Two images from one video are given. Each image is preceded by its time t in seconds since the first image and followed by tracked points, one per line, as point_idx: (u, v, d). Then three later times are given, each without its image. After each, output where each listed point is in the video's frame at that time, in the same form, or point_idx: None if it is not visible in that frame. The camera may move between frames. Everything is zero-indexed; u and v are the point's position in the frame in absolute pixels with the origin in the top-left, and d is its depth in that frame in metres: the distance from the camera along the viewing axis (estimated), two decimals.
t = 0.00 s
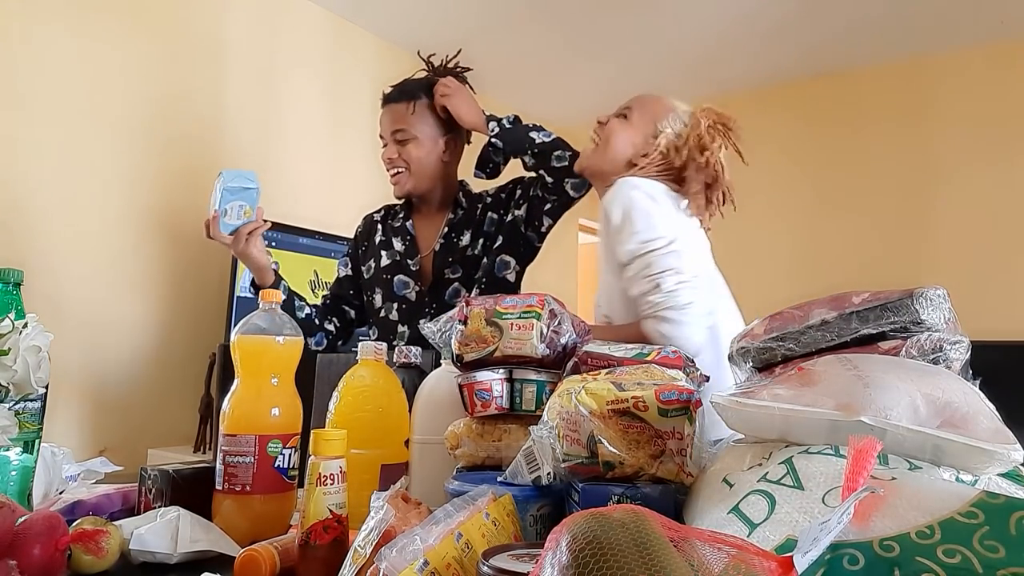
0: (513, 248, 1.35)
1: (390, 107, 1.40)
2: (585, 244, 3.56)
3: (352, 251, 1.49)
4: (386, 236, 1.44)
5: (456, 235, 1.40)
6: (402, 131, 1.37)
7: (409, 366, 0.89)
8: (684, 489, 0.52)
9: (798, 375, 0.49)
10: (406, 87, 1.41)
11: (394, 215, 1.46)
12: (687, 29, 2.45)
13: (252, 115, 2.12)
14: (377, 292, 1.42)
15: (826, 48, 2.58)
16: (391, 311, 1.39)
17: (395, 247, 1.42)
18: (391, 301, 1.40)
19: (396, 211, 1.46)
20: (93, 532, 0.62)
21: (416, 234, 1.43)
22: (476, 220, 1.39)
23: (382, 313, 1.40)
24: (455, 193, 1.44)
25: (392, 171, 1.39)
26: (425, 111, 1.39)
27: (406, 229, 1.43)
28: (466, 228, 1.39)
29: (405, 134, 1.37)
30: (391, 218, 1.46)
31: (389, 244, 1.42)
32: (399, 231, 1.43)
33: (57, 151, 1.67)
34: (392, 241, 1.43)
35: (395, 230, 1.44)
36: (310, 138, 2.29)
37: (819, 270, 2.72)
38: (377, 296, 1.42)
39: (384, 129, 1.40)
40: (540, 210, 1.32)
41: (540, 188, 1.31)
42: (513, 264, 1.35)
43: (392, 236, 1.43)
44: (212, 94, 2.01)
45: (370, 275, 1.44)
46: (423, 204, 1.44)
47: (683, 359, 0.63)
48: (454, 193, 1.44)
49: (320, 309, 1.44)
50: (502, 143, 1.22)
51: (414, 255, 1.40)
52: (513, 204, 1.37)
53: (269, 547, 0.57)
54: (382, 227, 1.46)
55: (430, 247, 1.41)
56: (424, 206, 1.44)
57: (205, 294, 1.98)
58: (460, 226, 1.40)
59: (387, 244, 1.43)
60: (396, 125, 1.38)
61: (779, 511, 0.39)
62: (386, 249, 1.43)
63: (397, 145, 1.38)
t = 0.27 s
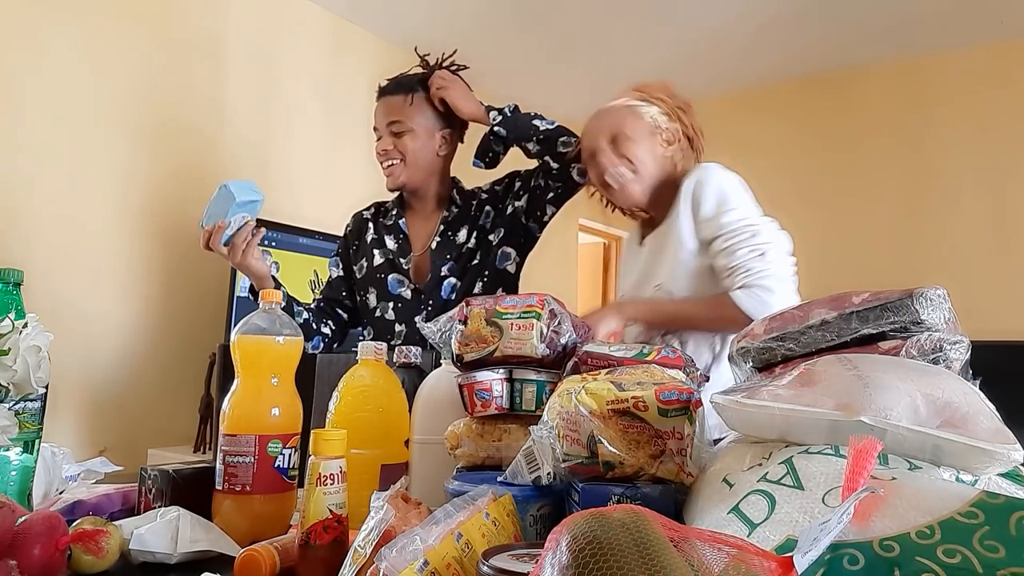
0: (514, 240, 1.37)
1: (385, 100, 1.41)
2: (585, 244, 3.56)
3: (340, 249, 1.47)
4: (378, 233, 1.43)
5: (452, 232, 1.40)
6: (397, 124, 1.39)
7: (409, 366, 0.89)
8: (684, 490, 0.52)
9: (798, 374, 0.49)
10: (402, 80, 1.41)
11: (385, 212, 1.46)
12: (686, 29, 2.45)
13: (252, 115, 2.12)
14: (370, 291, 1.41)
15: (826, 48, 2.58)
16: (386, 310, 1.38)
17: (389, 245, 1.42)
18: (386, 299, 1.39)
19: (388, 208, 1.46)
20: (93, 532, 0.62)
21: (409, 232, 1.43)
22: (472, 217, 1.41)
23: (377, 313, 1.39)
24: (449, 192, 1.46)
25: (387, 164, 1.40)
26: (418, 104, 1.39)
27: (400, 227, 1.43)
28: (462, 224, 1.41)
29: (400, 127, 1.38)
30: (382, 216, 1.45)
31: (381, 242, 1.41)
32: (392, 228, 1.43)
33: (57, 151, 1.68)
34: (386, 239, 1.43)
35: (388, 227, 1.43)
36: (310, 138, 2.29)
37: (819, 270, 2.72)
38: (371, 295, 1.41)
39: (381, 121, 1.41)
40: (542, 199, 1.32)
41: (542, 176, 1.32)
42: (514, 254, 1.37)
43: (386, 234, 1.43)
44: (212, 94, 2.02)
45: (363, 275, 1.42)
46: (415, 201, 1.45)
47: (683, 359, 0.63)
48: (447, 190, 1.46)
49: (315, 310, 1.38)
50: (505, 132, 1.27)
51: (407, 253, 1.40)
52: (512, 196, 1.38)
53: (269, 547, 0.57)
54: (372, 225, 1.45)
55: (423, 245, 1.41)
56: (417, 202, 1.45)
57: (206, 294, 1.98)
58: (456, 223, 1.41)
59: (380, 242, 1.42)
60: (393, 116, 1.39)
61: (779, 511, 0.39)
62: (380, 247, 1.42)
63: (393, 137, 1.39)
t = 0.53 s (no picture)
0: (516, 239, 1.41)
1: (394, 94, 1.40)
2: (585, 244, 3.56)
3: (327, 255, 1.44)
4: (367, 236, 1.41)
5: (447, 229, 1.40)
6: (412, 119, 1.38)
7: (409, 366, 0.89)
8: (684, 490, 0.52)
9: (798, 375, 0.49)
10: (409, 77, 1.41)
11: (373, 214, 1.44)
12: (687, 29, 2.45)
13: (252, 115, 2.12)
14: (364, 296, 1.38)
15: (826, 48, 2.58)
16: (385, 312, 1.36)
17: (381, 247, 1.40)
18: (383, 302, 1.36)
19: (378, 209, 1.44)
20: (93, 532, 0.62)
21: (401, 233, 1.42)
22: (468, 215, 1.42)
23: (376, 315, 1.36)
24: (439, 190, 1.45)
25: (398, 159, 1.37)
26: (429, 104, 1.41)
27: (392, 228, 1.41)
28: (457, 221, 1.41)
29: (415, 122, 1.38)
30: (371, 219, 1.44)
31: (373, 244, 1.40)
32: (382, 230, 1.41)
33: (57, 151, 1.68)
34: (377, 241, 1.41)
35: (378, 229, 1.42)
36: (310, 138, 2.29)
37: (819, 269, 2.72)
38: (366, 299, 1.38)
39: (403, 111, 1.38)
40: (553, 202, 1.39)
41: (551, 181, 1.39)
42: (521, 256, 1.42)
43: (376, 236, 1.41)
44: (212, 94, 2.02)
45: (356, 280, 1.39)
46: (404, 198, 1.43)
47: (683, 359, 0.63)
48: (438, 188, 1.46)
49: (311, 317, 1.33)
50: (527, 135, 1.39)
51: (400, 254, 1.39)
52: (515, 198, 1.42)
53: (269, 547, 0.57)
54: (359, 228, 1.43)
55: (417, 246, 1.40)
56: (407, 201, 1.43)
57: (206, 293, 1.98)
58: (450, 219, 1.41)
59: (371, 245, 1.41)
60: (409, 112, 1.38)
61: (779, 512, 0.39)
62: (371, 250, 1.40)
63: (405, 133, 1.37)
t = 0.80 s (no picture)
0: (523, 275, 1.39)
1: (405, 90, 1.37)
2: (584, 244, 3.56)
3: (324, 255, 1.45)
4: (363, 237, 1.43)
5: (448, 234, 1.42)
6: (425, 118, 1.37)
7: (409, 366, 0.89)
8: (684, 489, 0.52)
9: (798, 375, 0.49)
10: (417, 76, 1.40)
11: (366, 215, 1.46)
12: (687, 29, 2.45)
13: (252, 116, 2.12)
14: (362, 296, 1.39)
15: (826, 48, 2.58)
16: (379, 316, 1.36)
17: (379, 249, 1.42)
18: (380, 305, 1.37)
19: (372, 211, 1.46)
20: (93, 532, 0.62)
21: (397, 232, 1.43)
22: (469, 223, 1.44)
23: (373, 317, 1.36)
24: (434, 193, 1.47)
25: (411, 155, 1.35)
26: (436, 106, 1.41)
27: (384, 227, 1.43)
28: (459, 227, 1.43)
29: (428, 121, 1.37)
30: (365, 220, 1.45)
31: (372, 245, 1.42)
32: (376, 230, 1.43)
33: (56, 151, 1.68)
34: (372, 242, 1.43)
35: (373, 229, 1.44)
36: (311, 138, 2.30)
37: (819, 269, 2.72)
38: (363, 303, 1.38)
39: (413, 108, 1.35)
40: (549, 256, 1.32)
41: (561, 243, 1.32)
42: (518, 288, 1.40)
43: (372, 236, 1.43)
44: (211, 93, 2.02)
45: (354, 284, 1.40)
46: (397, 197, 1.44)
47: (683, 359, 0.63)
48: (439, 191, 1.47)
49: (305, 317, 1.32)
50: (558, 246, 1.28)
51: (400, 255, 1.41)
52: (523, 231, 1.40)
53: (268, 548, 0.57)
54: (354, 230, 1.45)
55: (417, 246, 1.43)
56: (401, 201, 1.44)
57: (206, 294, 1.98)
58: (452, 224, 1.43)
59: (366, 246, 1.43)
60: (423, 110, 1.36)
61: (779, 512, 0.39)
62: (368, 252, 1.42)
63: (420, 131, 1.36)
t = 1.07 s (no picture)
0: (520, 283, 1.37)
1: (405, 87, 1.35)
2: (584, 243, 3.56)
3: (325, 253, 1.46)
4: (360, 236, 1.43)
5: (445, 233, 1.40)
6: (426, 116, 1.35)
7: (409, 367, 0.89)
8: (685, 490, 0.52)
9: (798, 375, 0.49)
10: (416, 72, 1.39)
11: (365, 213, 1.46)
12: (687, 29, 2.45)
13: (252, 116, 2.12)
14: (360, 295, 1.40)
15: (826, 48, 2.58)
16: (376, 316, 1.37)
17: (377, 248, 1.41)
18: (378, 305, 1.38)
19: (371, 209, 1.45)
20: (93, 532, 0.62)
21: (395, 231, 1.43)
22: (468, 222, 1.42)
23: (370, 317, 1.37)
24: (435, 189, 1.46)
25: (412, 153, 1.34)
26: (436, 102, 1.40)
27: (383, 226, 1.42)
28: (456, 226, 1.40)
29: (429, 119, 1.35)
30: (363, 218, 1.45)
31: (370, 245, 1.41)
32: (376, 229, 1.42)
33: (56, 151, 1.68)
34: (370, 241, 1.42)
35: (371, 228, 1.43)
36: (311, 138, 2.30)
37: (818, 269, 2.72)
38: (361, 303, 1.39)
39: (413, 107, 1.34)
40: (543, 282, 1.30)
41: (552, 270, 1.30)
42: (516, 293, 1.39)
43: (370, 235, 1.42)
44: (212, 94, 2.02)
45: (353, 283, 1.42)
46: (397, 196, 1.43)
47: (683, 360, 0.63)
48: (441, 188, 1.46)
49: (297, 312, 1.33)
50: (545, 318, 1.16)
51: (398, 254, 1.41)
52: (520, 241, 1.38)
53: (268, 547, 0.57)
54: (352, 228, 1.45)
55: (412, 243, 1.43)
56: (401, 199, 1.44)
57: (205, 294, 1.98)
58: (450, 224, 1.41)
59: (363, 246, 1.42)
60: (424, 107, 1.35)
61: (779, 512, 0.39)
62: (365, 252, 1.41)
63: (422, 129, 1.34)
